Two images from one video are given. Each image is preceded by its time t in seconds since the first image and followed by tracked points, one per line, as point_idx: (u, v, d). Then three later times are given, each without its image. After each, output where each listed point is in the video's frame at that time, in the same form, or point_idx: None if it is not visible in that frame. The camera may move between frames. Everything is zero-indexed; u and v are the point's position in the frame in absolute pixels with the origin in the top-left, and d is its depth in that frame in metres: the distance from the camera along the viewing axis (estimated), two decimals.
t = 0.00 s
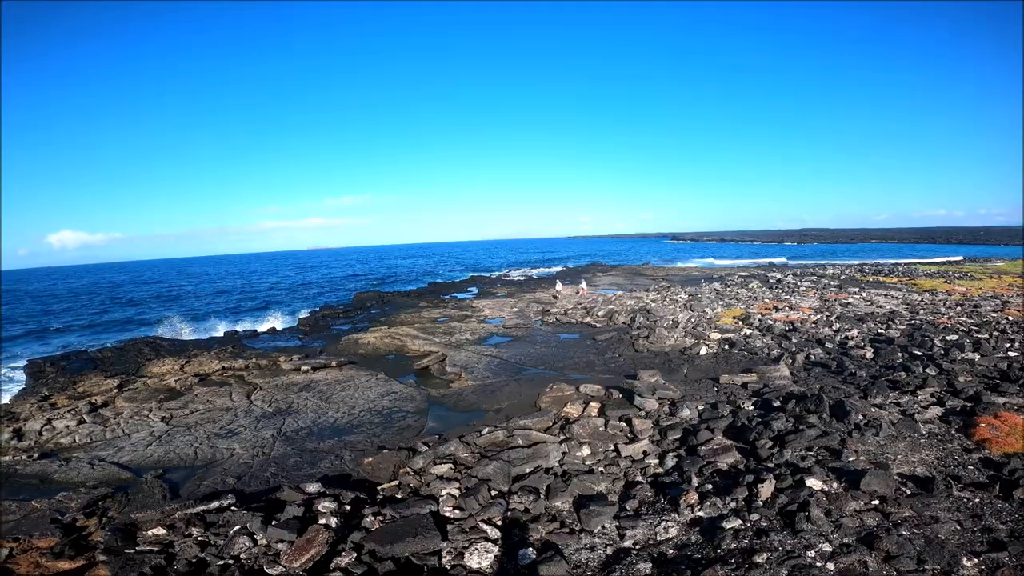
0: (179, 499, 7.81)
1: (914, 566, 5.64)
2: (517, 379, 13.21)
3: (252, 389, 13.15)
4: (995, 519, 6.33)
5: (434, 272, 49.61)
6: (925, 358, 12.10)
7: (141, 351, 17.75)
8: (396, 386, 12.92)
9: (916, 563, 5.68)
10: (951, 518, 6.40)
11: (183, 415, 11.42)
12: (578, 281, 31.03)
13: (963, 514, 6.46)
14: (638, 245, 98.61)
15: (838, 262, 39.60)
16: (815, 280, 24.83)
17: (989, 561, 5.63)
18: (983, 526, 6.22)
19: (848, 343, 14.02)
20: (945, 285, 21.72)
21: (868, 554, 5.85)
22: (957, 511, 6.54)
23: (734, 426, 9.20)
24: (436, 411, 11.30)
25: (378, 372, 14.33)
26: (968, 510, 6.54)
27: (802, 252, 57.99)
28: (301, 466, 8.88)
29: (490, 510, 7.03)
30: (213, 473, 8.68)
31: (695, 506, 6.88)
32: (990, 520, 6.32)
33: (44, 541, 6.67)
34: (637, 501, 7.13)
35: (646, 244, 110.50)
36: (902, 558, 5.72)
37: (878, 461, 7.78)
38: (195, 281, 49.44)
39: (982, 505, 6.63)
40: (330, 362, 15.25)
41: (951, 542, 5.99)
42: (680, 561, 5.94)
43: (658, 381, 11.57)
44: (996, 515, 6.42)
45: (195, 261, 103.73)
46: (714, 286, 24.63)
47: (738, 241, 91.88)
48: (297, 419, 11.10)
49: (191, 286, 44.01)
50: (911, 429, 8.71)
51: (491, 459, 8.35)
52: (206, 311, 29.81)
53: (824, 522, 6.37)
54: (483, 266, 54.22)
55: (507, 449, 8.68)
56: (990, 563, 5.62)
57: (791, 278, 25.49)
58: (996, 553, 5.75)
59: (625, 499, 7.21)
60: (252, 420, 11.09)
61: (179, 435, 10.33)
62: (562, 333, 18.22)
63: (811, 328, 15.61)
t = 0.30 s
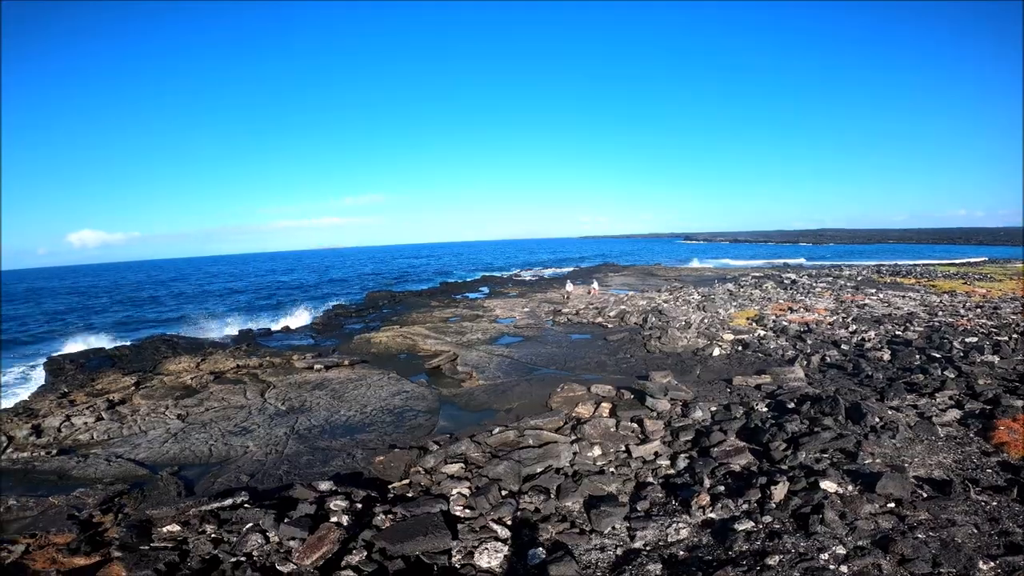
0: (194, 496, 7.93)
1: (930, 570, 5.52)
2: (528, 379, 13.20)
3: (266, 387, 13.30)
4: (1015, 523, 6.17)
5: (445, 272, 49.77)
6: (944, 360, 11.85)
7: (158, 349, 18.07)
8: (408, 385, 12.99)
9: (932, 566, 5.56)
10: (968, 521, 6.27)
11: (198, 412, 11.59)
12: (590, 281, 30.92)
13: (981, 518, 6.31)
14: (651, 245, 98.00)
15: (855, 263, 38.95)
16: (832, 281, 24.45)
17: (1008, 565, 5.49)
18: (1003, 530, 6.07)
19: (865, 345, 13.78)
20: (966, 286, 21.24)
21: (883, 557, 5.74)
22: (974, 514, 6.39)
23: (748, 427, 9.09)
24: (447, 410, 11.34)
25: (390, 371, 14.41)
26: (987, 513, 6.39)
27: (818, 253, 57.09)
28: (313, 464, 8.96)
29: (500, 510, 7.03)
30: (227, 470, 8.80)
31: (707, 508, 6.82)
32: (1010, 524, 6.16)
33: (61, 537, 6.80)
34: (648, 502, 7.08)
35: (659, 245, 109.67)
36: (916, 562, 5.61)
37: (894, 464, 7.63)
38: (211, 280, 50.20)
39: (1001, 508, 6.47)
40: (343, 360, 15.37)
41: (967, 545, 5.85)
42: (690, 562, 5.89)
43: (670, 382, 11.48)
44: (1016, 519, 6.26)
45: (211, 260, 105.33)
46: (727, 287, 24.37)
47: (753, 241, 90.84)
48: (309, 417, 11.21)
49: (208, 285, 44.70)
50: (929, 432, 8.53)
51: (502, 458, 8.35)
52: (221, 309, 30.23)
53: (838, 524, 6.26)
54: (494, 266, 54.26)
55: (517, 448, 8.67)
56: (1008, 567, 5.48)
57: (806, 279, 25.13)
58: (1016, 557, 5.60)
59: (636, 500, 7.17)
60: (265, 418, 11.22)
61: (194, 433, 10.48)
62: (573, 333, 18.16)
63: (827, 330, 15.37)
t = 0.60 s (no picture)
0: (212, 494, 8.09)
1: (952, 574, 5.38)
2: (542, 379, 13.19)
3: (284, 386, 13.51)
4: None
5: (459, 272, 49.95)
6: (969, 362, 11.54)
7: (179, 348, 18.47)
8: (422, 385, 13.08)
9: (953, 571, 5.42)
10: (990, 524, 6.10)
11: (217, 411, 11.82)
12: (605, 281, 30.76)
13: (1005, 521, 6.14)
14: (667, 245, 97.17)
15: (876, 263, 38.14)
16: (852, 282, 23.97)
17: None
18: None
19: (886, 346, 13.48)
20: (993, 287, 20.63)
21: (903, 560, 5.61)
22: (999, 518, 6.21)
23: (765, 430, 8.96)
24: (462, 410, 11.39)
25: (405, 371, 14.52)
26: (1012, 518, 6.20)
27: (839, 253, 56.14)
28: (330, 463, 9.07)
29: (513, 510, 7.03)
30: (245, 468, 8.97)
31: (722, 510, 6.74)
32: None
33: (82, 534, 6.99)
34: (663, 504, 7.03)
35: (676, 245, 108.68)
36: (937, 565, 5.48)
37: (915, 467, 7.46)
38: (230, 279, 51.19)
39: None
40: (359, 360, 15.53)
41: (990, 548, 5.70)
42: (704, 564, 5.83)
43: (686, 383, 11.36)
44: None
45: (231, 261, 107.29)
46: (744, 287, 24.04)
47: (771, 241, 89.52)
48: (325, 416, 11.35)
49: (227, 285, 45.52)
50: (952, 435, 8.32)
51: (515, 458, 8.36)
52: (239, 309, 30.78)
53: (857, 527, 6.15)
54: (509, 266, 54.33)
55: (531, 449, 8.67)
56: None
57: (825, 280, 24.67)
58: None
59: (650, 502, 7.12)
60: (283, 417, 11.39)
61: (213, 431, 10.69)
62: (588, 334, 18.08)
63: (847, 331, 15.07)
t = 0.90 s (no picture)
0: (231, 490, 8.27)
1: None
2: (557, 379, 13.18)
3: (302, 384, 13.72)
4: None
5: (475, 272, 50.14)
6: (996, 365, 11.21)
7: (200, 346, 18.88)
8: (438, 384, 13.18)
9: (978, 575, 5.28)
10: (1017, 528, 5.93)
11: (237, 409, 12.05)
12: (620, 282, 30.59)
13: None
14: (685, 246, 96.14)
15: (900, 264, 37.26)
16: (875, 282, 23.46)
17: None
18: None
19: (909, 348, 13.17)
20: None
21: (924, 564, 5.48)
22: None
23: (784, 432, 8.83)
24: (477, 409, 11.45)
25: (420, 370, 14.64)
26: None
27: (862, 254, 54.93)
28: (346, 461, 9.20)
29: (527, 510, 7.05)
30: (264, 465, 9.15)
31: (739, 511, 6.66)
32: None
33: (105, 530, 7.19)
34: (677, 505, 6.98)
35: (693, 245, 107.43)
36: (959, 569, 5.35)
37: (938, 471, 7.28)
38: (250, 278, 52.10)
39: None
40: (375, 359, 15.69)
41: (1016, 553, 5.54)
42: (719, 566, 5.78)
43: (703, 384, 11.24)
44: None
45: (252, 261, 109.22)
46: (763, 288, 23.68)
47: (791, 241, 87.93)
48: (342, 414, 11.50)
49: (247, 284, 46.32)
50: (977, 438, 8.09)
51: (530, 458, 8.37)
52: (259, 308, 31.31)
53: (876, 530, 6.02)
54: (524, 267, 54.36)
55: (545, 448, 8.68)
56: None
57: (847, 281, 24.18)
58: None
59: (665, 503, 7.07)
60: (300, 415, 11.56)
61: (232, 428, 10.91)
62: (603, 334, 17.99)
63: (868, 333, 14.76)
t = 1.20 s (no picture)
0: (250, 485, 8.43)
1: None
2: (573, 378, 13.13)
3: (320, 381, 13.91)
4: None
5: (491, 270, 50.18)
6: None
7: (221, 342, 19.27)
8: (453, 382, 13.24)
9: None
10: None
11: (257, 404, 12.27)
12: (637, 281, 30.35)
13: None
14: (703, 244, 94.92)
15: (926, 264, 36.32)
16: (899, 282, 22.89)
17: None
18: None
19: (935, 350, 12.82)
20: None
21: (947, 568, 5.34)
22: None
23: (804, 434, 8.67)
24: (493, 407, 11.48)
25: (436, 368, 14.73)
26: None
27: (888, 253, 53.59)
28: (364, 457, 9.31)
29: (541, 509, 7.04)
30: (282, 461, 9.31)
31: (756, 512, 6.57)
32: None
33: (127, 524, 7.39)
34: (693, 506, 6.91)
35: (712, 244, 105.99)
36: (982, 572, 5.21)
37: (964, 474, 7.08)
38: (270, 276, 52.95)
39: None
40: (392, 356, 15.83)
41: None
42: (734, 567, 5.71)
43: (721, 385, 11.10)
44: None
45: (272, 258, 111.03)
46: (783, 288, 23.28)
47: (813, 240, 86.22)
48: (359, 411, 11.63)
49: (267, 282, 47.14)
50: (1005, 441, 7.84)
51: (545, 456, 8.36)
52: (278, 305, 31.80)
53: (898, 533, 5.88)
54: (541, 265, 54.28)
55: (561, 447, 8.67)
56: None
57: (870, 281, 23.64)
58: None
59: (681, 503, 7.00)
60: (318, 411, 11.72)
61: (252, 424, 11.11)
62: (620, 333, 17.86)
63: (892, 334, 14.41)
